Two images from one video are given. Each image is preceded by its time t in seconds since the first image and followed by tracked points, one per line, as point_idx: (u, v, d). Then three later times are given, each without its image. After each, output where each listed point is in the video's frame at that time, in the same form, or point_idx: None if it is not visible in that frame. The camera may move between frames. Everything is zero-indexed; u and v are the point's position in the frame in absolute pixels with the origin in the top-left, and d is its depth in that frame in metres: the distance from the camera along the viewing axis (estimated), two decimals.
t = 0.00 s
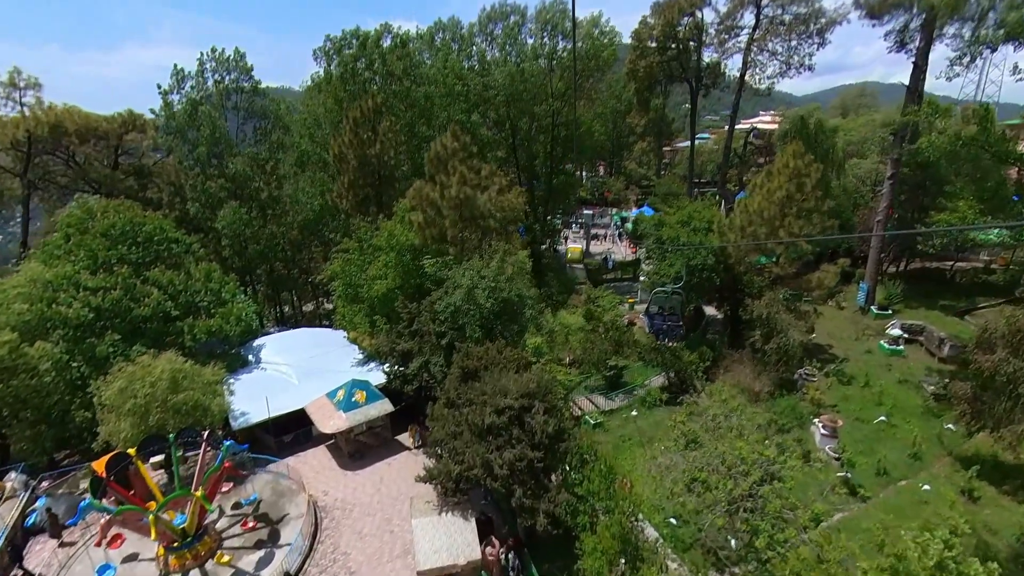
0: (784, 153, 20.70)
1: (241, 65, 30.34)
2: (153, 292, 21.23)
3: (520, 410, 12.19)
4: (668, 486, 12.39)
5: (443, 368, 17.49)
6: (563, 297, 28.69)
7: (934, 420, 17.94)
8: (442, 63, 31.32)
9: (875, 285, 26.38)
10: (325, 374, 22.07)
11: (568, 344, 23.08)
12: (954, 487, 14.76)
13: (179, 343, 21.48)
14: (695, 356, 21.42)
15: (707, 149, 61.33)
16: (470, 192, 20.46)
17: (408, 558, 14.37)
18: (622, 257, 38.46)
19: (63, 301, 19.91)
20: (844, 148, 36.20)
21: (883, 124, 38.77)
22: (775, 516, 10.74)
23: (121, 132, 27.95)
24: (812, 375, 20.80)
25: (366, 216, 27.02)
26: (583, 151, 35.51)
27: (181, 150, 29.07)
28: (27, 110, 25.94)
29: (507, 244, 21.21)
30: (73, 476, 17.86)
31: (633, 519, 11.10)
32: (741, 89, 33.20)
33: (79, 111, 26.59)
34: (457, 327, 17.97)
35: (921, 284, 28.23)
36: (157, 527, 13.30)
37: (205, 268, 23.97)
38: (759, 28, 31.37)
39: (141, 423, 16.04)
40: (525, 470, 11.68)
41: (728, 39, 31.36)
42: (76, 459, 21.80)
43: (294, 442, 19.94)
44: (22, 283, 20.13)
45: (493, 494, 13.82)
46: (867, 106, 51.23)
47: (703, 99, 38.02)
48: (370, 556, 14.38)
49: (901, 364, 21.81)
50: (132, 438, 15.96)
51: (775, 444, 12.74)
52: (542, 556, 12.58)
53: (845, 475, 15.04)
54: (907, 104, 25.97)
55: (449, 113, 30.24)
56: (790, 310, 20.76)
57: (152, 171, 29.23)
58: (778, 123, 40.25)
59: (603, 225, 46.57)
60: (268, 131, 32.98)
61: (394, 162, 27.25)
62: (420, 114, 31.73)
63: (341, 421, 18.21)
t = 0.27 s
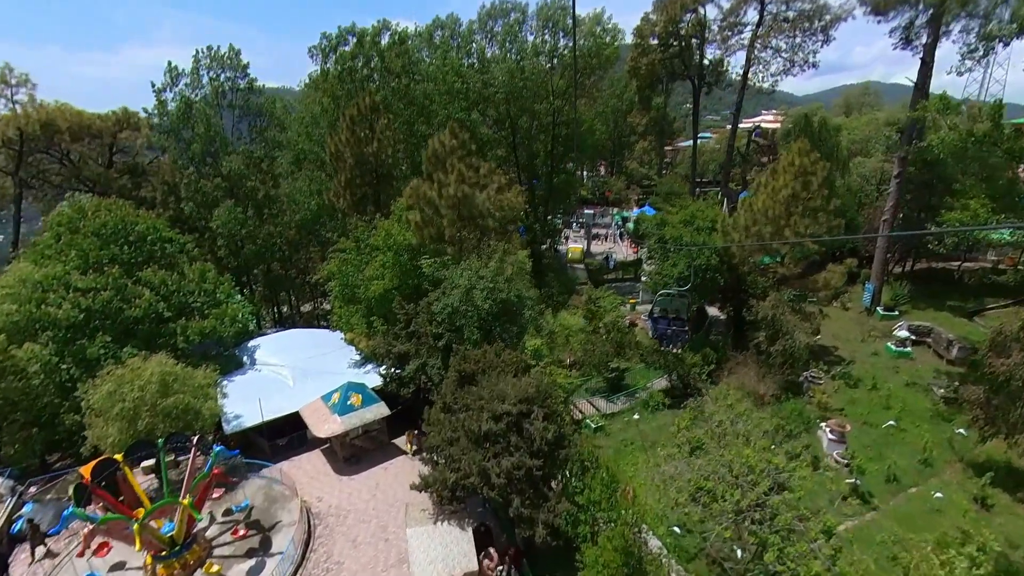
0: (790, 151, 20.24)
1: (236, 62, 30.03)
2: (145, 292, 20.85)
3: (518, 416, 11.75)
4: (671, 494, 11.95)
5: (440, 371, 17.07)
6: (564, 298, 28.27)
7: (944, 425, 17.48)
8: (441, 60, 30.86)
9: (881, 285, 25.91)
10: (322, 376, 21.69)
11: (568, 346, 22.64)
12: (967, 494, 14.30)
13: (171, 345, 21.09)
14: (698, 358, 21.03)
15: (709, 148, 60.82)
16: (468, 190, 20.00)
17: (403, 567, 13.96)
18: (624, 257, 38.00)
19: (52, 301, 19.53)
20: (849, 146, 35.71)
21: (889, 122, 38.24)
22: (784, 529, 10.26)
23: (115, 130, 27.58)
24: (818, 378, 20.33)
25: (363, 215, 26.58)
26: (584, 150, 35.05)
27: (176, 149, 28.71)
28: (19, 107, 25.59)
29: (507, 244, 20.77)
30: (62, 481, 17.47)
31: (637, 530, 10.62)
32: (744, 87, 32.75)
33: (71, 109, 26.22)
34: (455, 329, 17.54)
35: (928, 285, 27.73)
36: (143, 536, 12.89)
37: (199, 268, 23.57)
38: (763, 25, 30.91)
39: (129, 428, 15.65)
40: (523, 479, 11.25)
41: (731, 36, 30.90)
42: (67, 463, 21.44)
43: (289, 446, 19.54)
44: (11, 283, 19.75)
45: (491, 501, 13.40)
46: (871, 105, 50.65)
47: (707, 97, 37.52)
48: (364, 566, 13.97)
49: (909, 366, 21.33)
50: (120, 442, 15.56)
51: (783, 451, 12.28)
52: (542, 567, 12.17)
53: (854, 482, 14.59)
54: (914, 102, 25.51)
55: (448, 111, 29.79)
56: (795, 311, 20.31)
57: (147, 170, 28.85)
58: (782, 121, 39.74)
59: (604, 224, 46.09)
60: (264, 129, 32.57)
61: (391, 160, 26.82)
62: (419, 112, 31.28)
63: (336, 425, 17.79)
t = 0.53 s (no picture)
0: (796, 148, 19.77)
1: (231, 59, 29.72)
2: (136, 293, 20.44)
3: (516, 422, 11.29)
4: (675, 503, 11.48)
5: (437, 373, 16.66)
6: (565, 298, 27.83)
7: (956, 429, 17.00)
8: (440, 57, 30.40)
9: (888, 286, 25.44)
10: (317, 377, 21.29)
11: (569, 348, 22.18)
12: (981, 502, 13.83)
13: (163, 346, 20.68)
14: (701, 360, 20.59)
15: (711, 147, 60.35)
16: (467, 188, 19.52)
17: None
18: (625, 257, 37.52)
19: (41, 302, 19.11)
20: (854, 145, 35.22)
21: (894, 120, 37.75)
22: (796, 542, 9.77)
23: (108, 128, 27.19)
24: (824, 380, 19.88)
25: (360, 214, 26.12)
26: (585, 148, 34.59)
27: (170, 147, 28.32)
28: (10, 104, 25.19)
29: (506, 243, 20.31)
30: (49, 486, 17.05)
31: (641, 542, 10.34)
32: (748, 84, 32.28)
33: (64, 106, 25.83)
34: (453, 330, 17.09)
35: (935, 285, 27.25)
36: (130, 545, 12.35)
37: (193, 268, 23.15)
38: (767, 21, 30.44)
39: (117, 432, 15.22)
40: (522, 488, 10.78)
41: (734, 32, 30.43)
42: (58, 467, 21.02)
43: (283, 450, 19.12)
44: None
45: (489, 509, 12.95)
46: (875, 103, 50.10)
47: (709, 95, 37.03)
48: None
49: (917, 369, 20.86)
50: (107, 447, 15.12)
51: (792, 458, 11.80)
52: None
53: (863, 489, 14.13)
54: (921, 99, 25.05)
55: (447, 109, 29.34)
56: (801, 312, 19.85)
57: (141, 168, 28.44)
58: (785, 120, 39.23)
59: (605, 224, 45.61)
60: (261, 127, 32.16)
61: (389, 158, 26.37)
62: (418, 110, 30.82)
63: (331, 428, 17.35)
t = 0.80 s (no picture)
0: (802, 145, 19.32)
1: (225, 55, 29.44)
2: (127, 293, 20.02)
3: (515, 427, 10.84)
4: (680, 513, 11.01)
5: (434, 375, 16.29)
6: (565, 299, 27.36)
7: (967, 433, 16.53)
8: (439, 53, 29.97)
9: (895, 286, 24.95)
10: (312, 378, 20.89)
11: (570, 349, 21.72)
12: (996, 510, 13.36)
13: (155, 348, 20.26)
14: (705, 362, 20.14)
15: (713, 146, 59.85)
16: (465, 186, 19.07)
17: None
18: (626, 256, 37.05)
19: (29, 302, 18.71)
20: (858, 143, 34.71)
21: (898, 118, 37.27)
22: (807, 555, 9.32)
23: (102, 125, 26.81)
24: (831, 383, 19.42)
25: (357, 213, 25.68)
26: (587, 146, 34.14)
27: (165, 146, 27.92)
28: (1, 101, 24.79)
29: (505, 242, 19.85)
30: (36, 491, 16.62)
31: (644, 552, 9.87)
32: (751, 82, 31.82)
33: (56, 103, 25.41)
34: (450, 332, 16.64)
35: (942, 285, 26.76)
36: (113, 554, 11.92)
37: (187, 267, 22.73)
38: (770, 17, 29.98)
39: (105, 436, 14.80)
40: (520, 496, 10.33)
41: (738, 29, 29.99)
42: (48, 471, 20.60)
43: (276, 453, 18.71)
44: None
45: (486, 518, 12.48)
46: (879, 102, 49.60)
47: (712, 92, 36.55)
48: None
49: (926, 371, 20.38)
50: (94, 452, 14.69)
51: (802, 465, 11.35)
52: None
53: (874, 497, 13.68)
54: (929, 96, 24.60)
55: (446, 106, 28.90)
56: (808, 313, 19.36)
57: (135, 166, 28.02)
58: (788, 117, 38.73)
59: (605, 224, 45.14)
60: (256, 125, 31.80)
61: (387, 156, 25.93)
62: (416, 107, 30.39)
63: (325, 432, 16.91)
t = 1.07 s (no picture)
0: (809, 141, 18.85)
1: (221, 51, 29.19)
2: (118, 293, 19.62)
3: (513, 434, 10.41)
4: (686, 523, 10.55)
5: (432, 378, 15.83)
6: (567, 299, 26.92)
7: (980, 438, 16.04)
8: (438, 50, 29.54)
9: (902, 286, 24.47)
10: (308, 381, 20.52)
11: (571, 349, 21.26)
12: (1013, 518, 12.88)
13: (148, 349, 19.84)
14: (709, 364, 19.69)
15: (715, 145, 59.37)
16: (464, 183, 18.62)
17: None
18: (628, 256, 36.60)
19: (18, 302, 18.30)
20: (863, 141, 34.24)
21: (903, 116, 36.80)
22: (822, 570, 8.84)
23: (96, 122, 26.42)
24: (838, 385, 18.95)
25: (355, 212, 25.24)
26: (588, 144, 33.68)
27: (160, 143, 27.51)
28: None
29: (505, 241, 19.41)
30: (23, 496, 16.20)
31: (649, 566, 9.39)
32: (755, 79, 31.37)
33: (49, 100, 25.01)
34: (448, 333, 16.19)
35: (950, 286, 26.27)
36: (96, 565, 11.46)
37: (180, 266, 22.32)
38: (775, 13, 29.56)
39: (92, 440, 14.37)
40: (520, 506, 9.88)
41: (741, 25, 29.54)
42: (38, 474, 20.19)
43: (270, 457, 18.29)
44: None
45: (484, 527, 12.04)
46: (883, 100, 49.10)
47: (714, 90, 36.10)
48: None
49: (935, 373, 19.91)
50: (81, 457, 14.26)
51: (814, 473, 10.87)
52: None
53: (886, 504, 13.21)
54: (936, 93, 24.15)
55: (445, 103, 28.45)
56: (816, 314, 18.87)
57: (129, 164, 27.60)
58: (792, 116, 38.29)
59: (607, 223, 44.70)
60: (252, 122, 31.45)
61: (385, 154, 25.50)
62: (415, 105, 29.95)
63: (320, 436, 16.47)
